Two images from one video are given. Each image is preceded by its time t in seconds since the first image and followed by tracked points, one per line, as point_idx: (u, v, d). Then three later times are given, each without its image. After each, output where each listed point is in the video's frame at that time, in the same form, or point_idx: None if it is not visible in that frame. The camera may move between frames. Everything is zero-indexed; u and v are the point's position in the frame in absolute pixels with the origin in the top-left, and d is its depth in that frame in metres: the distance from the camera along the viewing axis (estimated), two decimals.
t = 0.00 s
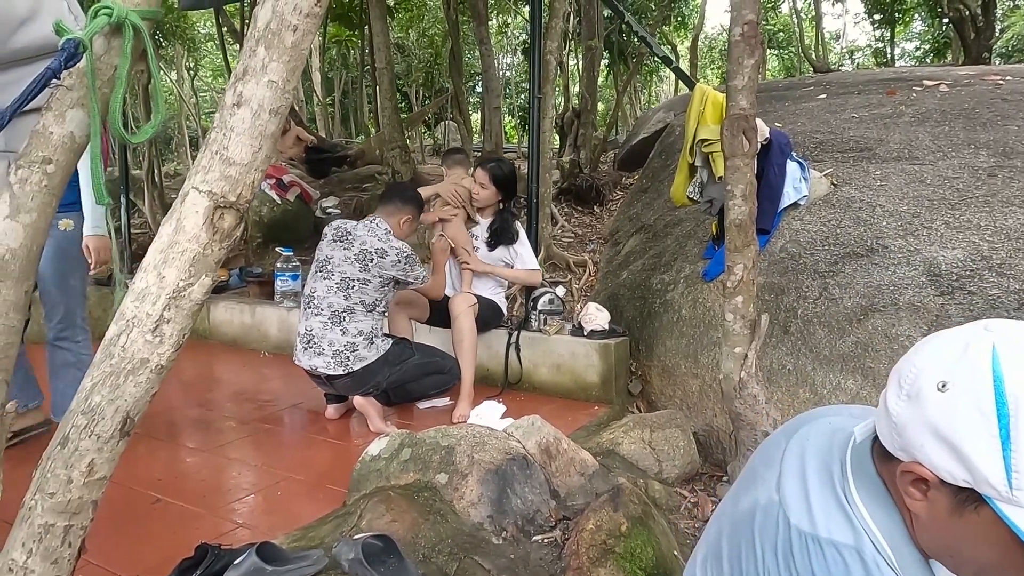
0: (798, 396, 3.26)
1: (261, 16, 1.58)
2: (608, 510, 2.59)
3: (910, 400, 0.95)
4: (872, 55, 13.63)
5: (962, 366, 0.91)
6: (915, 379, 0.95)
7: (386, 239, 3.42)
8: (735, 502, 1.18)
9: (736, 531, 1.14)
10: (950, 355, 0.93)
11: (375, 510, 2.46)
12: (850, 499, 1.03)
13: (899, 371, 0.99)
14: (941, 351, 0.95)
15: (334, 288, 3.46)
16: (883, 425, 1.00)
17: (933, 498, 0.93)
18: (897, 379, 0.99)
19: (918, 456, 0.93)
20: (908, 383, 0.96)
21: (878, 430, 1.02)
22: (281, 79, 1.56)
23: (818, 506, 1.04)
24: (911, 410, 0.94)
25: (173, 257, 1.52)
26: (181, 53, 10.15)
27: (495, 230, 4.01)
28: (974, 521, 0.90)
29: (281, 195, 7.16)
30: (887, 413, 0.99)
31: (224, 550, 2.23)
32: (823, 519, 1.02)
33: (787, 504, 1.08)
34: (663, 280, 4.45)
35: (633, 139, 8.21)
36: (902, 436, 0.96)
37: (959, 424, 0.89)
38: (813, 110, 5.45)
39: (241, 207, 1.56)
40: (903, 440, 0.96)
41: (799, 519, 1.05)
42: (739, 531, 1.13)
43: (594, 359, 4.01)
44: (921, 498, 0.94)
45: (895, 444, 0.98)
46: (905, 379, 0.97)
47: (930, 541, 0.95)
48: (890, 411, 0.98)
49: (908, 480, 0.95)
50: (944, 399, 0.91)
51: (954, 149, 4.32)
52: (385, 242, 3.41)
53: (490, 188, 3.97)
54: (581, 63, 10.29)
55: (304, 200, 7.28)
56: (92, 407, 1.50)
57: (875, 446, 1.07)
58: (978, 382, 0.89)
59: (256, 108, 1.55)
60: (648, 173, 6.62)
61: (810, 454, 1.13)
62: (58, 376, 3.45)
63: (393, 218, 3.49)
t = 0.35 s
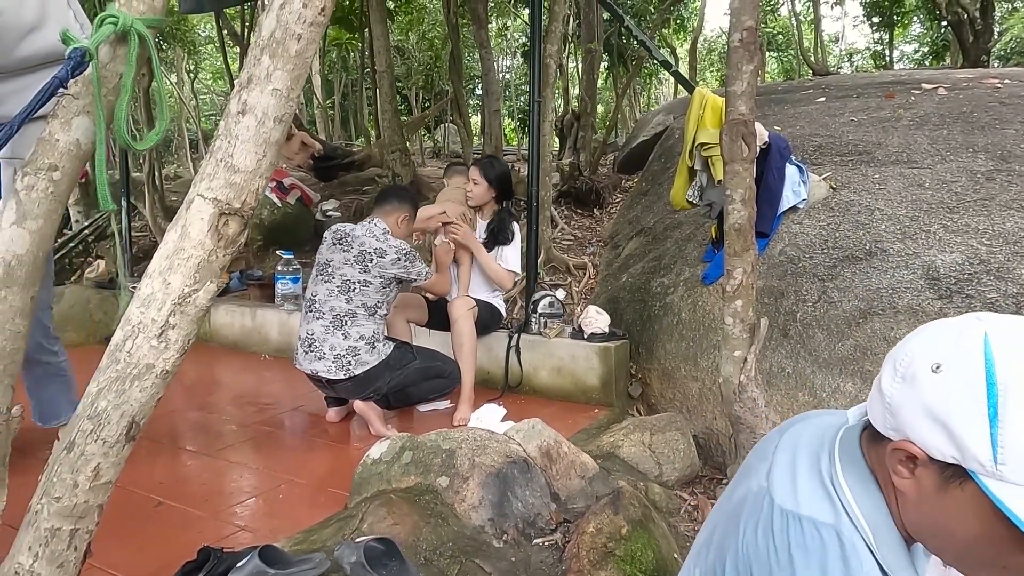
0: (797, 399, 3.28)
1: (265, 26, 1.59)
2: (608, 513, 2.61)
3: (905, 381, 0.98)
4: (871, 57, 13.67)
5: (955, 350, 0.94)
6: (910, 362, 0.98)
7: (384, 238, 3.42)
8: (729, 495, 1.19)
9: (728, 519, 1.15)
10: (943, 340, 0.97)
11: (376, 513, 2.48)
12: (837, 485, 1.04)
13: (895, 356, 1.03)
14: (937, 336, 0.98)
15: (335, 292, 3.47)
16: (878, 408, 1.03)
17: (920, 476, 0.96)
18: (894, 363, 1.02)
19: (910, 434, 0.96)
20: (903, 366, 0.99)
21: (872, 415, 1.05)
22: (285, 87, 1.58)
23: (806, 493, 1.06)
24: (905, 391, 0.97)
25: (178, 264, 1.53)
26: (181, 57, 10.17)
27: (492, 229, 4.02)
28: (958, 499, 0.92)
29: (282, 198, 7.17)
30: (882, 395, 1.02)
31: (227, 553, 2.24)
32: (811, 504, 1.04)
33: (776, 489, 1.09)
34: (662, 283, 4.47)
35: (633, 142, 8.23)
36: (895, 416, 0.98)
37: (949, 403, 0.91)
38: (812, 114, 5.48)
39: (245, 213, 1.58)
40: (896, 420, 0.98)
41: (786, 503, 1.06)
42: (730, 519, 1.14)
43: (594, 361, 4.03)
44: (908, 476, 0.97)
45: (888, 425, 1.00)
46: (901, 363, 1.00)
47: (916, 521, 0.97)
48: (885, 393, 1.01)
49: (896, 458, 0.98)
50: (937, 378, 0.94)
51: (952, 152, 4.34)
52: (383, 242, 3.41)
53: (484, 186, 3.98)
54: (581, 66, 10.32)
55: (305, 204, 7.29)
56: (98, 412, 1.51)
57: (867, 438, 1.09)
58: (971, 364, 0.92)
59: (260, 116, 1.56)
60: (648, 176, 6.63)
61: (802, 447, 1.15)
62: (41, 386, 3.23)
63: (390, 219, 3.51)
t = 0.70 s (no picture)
0: (795, 400, 3.30)
1: (265, 29, 1.61)
2: (607, 514, 2.63)
3: (974, 372, 1.05)
4: (869, 60, 13.70)
5: (989, 333, 1.06)
6: (954, 353, 1.06)
7: (388, 242, 3.41)
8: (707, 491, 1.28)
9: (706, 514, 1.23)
10: (967, 327, 1.07)
11: (376, 514, 2.48)
12: (818, 470, 1.15)
13: (929, 349, 1.08)
14: (966, 323, 1.07)
15: (337, 295, 3.48)
16: (933, 402, 1.08)
17: (974, 455, 1.10)
18: (929, 356, 1.08)
19: (994, 417, 1.06)
20: (947, 357, 1.07)
21: (917, 410, 1.10)
22: (285, 91, 1.59)
23: (784, 480, 1.15)
24: (984, 380, 1.05)
25: (179, 265, 1.54)
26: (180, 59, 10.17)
27: (491, 228, 4.03)
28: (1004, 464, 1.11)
29: (281, 200, 7.18)
30: (943, 390, 1.07)
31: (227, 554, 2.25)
32: (788, 489, 1.13)
33: (752, 479, 1.18)
34: (661, 285, 4.48)
35: (633, 144, 8.24)
36: (973, 405, 1.06)
37: (1011, 381, 1.05)
38: (811, 116, 5.49)
39: (246, 215, 1.59)
40: (974, 408, 1.06)
41: (767, 488, 1.15)
42: (708, 511, 1.23)
43: (593, 363, 4.04)
44: (962, 456, 1.11)
45: (957, 416, 1.07)
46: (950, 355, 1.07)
47: (953, 486, 1.14)
48: (945, 386, 1.07)
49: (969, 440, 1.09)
50: (1012, 361, 1.05)
51: (950, 154, 4.36)
52: (386, 246, 3.40)
53: (484, 185, 3.99)
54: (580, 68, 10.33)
55: (304, 206, 7.30)
56: (100, 412, 1.52)
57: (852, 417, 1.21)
58: None
59: (260, 119, 1.58)
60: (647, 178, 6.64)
61: (777, 439, 1.24)
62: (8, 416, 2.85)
63: (393, 221, 3.50)
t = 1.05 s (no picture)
0: (793, 402, 3.31)
1: (264, 33, 1.62)
2: (604, 516, 2.65)
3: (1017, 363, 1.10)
4: (867, 63, 13.75)
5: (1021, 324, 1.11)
6: (1003, 346, 1.10)
7: (393, 245, 3.43)
8: (720, 486, 1.24)
9: (729, 503, 1.19)
10: (1006, 323, 1.11)
11: (374, 516, 2.49)
12: (846, 441, 1.16)
13: (979, 345, 1.10)
14: (1000, 319, 1.11)
15: (340, 296, 3.47)
16: (982, 393, 1.11)
17: (1000, 437, 1.15)
18: (977, 351, 1.10)
19: None
20: (999, 351, 1.09)
21: (965, 401, 1.12)
22: (284, 94, 1.60)
23: (815, 451, 1.15)
24: None
25: (177, 267, 1.55)
26: (180, 62, 10.19)
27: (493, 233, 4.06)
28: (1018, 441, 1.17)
29: (281, 203, 7.18)
30: (994, 381, 1.10)
31: (226, 556, 2.25)
32: (822, 458, 1.13)
33: (780, 457, 1.17)
34: (659, 287, 4.49)
35: (631, 147, 8.26)
36: (1018, 394, 1.10)
37: None
38: (809, 118, 5.51)
39: (244, 217, 1.59)
40: (1018, 396, 1.10)
41: (801, 460, 1.14)
42: (734, 497, 1.19)
43: (592, 365, 4.04)
44: (992, 438, 1.15)
45: (1002, 404, 1.11)
46: (999, 349, 1.10)
47: (973, 464, 1.19)
48: (994, 378, 1.10)
49: (1005, 424, 1.13)
50: None
51: (947, 157, 4.37)
52: (390, 247, 3.42)
53: (485, 189, 4.01)
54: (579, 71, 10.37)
55: (304, 209, 7.32)
56: (98, 414, 1.53)
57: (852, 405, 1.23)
58: None
59: (259, 122, 1.59)
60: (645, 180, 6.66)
61: (794, 422, 1.25)
62: None
63: (397, 226, 3.52)
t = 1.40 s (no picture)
0: (790, 403, 3.32)
1: (263, 36, 1.63)
2: (602, 516, 2.66)
3: (1016, 363, 1.10)
4: (865, 65, 13.76)
5: None
6: (1006, 346, 1.10)
7: (398, 250, 3.53)
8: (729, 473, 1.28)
9: (734, 488, 1.22)
10: (1008, 324, 1.12)
11: (372, 516, 2.50)
12: (849, 428, 1.19)
13: (982, 346, 1.10)
14: (1003, 320, 1.12)
15: (344, 296, 3.48)
16: (983, 392, 1.12)
17: (1002, 435, 1.16)
18: (979, 352, 1.11)
19: None
20: (1002, 351, 1.10)
21: (967, 399, 1.13)
22: (282, 96, 1.61)
23: (818, 435, 1.18)
24: None
25: (177, 268, 1.56)
26: (180, 64, 10.21)
27: (492, 234, 4.06)
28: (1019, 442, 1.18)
29: (280, 205, 7.19)
30: (993, 380, 1.11)
31: (225, 557, 2.26)
32: (823, 440, 1.16)
33: (784, 444, 1.20)
34: (658, 289, 4.51)
35: (631, 149, 8.28)
36: (1017, 393, 1.11)
37: None
38: (807, 121, 5.52)
39: (243, 219, 1.61)
40: (1017, 395, 1.11)
41: (803, 445, 1.17)
42: (739, 480, 1.23)
43: (591, 367, 4.05)
44: (993, 437, 1.16)
45: (1002, 403, 1.12)
46: (1001, 350, 1.10)
47: (974, 462, 1.20)
48: (994, 378, 1.11)
49: (1005, 423, 1.14)
50: None
51: (944, 159, 4.38)
52: (396, 251, 3.51)
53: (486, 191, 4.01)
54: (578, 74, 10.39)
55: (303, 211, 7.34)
56: (98, 413, 1.54)
57: (858, 400, 1.25)
58: None
59: (257, 124, 1.60)
60: (644, 182, 6.68)
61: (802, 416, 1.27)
62: None
63: (396, 230, 3.59)
